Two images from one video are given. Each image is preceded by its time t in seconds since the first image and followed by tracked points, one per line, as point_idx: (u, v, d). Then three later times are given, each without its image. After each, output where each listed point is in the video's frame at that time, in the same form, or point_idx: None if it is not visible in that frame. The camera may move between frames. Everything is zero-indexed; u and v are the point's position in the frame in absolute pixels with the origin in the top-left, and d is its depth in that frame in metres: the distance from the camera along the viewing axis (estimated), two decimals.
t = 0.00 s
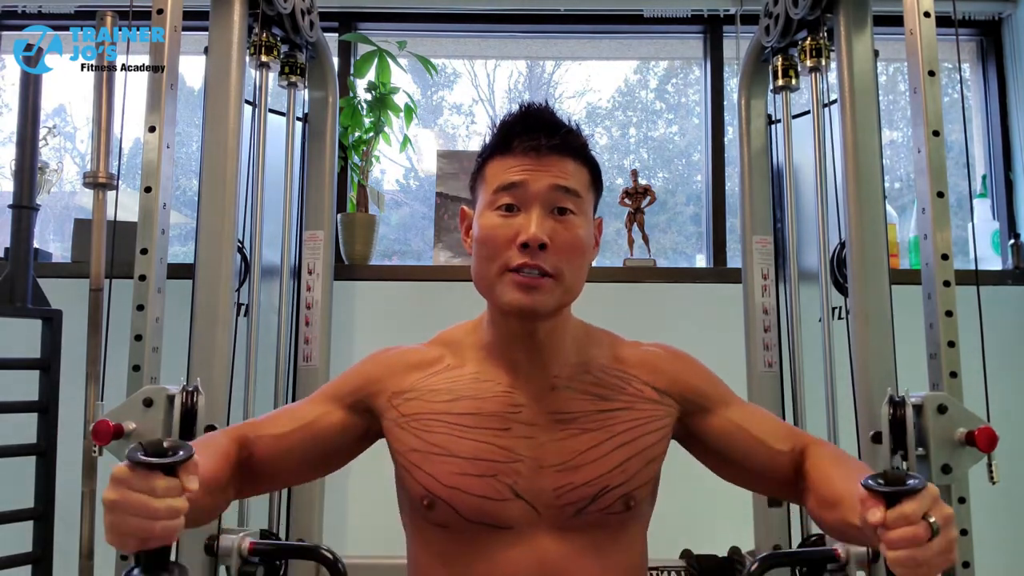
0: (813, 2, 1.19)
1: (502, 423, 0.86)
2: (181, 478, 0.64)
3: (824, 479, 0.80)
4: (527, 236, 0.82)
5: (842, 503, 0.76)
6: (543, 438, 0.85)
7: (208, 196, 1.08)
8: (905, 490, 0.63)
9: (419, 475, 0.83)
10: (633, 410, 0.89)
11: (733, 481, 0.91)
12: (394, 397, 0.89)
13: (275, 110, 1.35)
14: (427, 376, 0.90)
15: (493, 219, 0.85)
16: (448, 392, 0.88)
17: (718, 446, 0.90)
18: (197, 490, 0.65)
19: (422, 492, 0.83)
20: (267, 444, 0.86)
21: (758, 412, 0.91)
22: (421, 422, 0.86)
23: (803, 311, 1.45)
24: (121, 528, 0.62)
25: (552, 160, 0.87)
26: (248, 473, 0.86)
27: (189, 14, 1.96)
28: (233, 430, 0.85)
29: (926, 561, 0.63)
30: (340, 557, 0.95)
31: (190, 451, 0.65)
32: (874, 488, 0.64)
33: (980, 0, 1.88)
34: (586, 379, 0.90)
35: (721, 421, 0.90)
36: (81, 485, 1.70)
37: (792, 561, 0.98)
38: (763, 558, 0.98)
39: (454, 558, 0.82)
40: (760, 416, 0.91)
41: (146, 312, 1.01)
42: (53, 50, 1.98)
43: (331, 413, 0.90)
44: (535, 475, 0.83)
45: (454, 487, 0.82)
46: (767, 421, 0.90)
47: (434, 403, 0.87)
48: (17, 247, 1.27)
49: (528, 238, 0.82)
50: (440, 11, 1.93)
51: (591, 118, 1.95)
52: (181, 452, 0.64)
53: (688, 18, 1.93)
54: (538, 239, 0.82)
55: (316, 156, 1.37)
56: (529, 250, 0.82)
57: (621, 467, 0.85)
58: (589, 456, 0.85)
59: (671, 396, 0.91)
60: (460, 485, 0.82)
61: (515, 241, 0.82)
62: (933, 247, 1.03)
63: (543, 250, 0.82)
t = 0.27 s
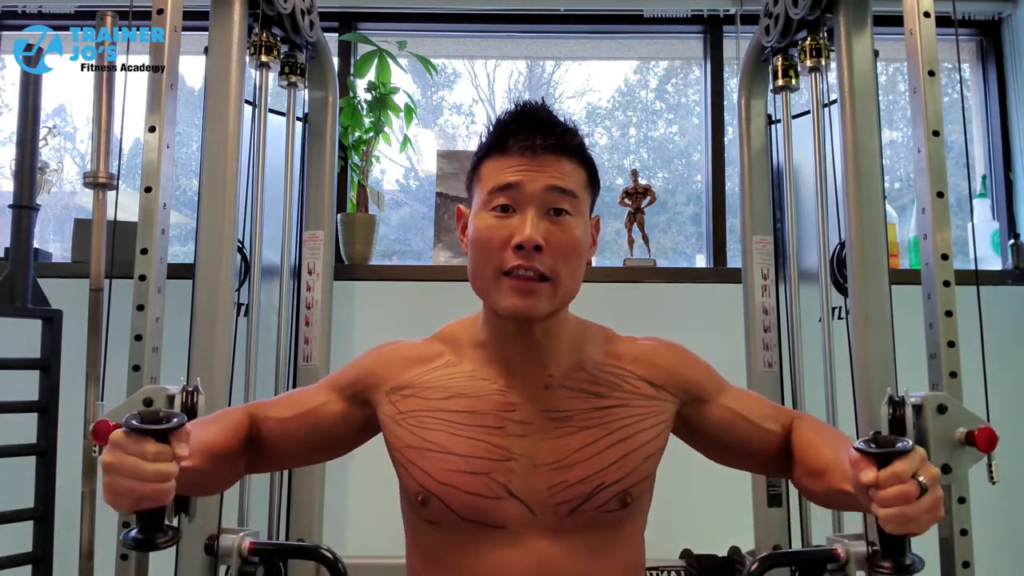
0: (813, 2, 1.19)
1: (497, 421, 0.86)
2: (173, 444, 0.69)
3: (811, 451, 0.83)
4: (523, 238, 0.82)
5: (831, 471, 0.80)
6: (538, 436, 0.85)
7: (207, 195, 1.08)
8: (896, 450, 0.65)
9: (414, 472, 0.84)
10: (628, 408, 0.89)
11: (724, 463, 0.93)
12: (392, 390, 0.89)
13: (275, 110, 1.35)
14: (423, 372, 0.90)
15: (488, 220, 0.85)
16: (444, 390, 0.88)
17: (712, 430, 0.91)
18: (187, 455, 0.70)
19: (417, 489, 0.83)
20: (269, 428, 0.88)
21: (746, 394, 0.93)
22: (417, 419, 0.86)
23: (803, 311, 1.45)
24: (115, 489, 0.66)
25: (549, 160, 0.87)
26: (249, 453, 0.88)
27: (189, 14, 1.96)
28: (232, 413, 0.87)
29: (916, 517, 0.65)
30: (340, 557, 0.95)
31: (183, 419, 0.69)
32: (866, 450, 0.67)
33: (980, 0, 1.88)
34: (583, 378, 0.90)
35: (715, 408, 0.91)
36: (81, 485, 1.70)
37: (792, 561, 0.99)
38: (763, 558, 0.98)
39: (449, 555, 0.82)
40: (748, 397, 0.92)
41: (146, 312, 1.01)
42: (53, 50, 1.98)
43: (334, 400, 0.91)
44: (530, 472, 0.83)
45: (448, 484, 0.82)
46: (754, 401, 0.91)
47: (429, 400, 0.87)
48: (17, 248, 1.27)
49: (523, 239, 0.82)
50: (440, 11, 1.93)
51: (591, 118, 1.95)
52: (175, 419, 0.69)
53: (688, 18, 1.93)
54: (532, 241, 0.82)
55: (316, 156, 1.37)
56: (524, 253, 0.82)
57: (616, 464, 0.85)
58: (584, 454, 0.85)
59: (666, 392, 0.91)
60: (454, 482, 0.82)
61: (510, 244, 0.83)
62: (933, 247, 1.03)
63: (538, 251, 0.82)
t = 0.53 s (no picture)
0: (813, 2, 1.19)
1: (496, 419, 0.86)
2: (184, 434, 0.69)
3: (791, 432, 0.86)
4: (523, 240, 0.82)
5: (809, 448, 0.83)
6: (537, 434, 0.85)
7: (207, 195, 1.08)
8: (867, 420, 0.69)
9: (413, 470, 0.83)
10: (627, 406, 0.89)
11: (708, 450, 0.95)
12: (393, 385, 0.89)
13: (275, 110, 1.35)
14: (423, 369, 0.90)
15: (488, 221, 0.85)
16: (444, 387, 0.88)
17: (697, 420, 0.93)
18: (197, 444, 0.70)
19: (416, 486, 0.83)
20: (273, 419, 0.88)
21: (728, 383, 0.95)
22: (416, 417, 0.86)
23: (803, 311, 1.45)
24: (129, 478, 0.67)
25: (549, 160, 0.87)
26: (255, 443, 0.88)
27: (189, 14, 1.96)
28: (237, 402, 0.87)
29: (889, 483, 0.69)
30: (340, 556, 0.95)
31: (193, 409, 0.70)
32: (841, 420, 0.70)
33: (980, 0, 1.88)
34: (582, 377, 0.90)
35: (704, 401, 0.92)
36: (81, 485, 1.70)
37: (792, 561, 0.99)
38: (763, 558, 0.98)
39: (447, 553, 0.82)
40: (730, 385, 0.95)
41: (146, 312, 1.01)
42: (53, 50, 1.97)
43: (337, 392, 0.91)
44: (529, 470, 0.83)
45: (447, 482, 0.82)
46: (736, 388, 0.94)
47: (429, 398, 0.87)
48: (17, 248, 1.27)
49: (524, 241, 0.82)
50: (440, 11, 1.93)
51: (591, 118, 1.95)
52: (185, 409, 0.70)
53: (688, 18, 1.93)
54: (533, 242, 0.82)
55: (316, 156, 1.37)
56: (525, 255, 0.82)
57: (615, 463, 0.85)
58: (584, 453, 0.85)
59: (664, 390, 0.92)
60: (453, 480, 0.82)
61: (510, 246, 0.83)
62: (933, 247, 1.03)
63: (538, 253, 0.82)
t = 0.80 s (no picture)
0: (813, 2, 1.19)
1: (496, 419, 0.85)
2: (172, 419, 0.70)
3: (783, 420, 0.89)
4: (521, 241, 0.82)
5: (802, 435, 0.86)
6: (537, 434, 0.85)
7: (207, 195, 1.08)
8: (865, 406, 0.73)
9: (412, 469, 0.83)
10: (627, 405, 0.89)
11: (696, 442, 0.97)
12: (393, 381, 0.89)
13: (274, 110, 1.35)
14: (422, 367, 0.90)
15: (486, 221, 0.85)
16: (443, 386, 0.88)
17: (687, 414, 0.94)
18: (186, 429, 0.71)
19: (414, 486, 0.83)
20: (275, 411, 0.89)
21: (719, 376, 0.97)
22: (416, 415, 0.86)
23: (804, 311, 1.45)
24: (122, 465, 0.67)
25: (548, 160, 0.87)
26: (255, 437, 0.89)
27: (189, 14, 1.96)
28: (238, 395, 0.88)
29: (885, 467, 0.72)
30: (340, 556, 0.95)
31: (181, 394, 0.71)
32: (840, 405, 0.74)
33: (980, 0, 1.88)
34: (582, 377, 0.90)
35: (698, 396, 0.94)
36: (81, 485, 1.70)
37: (792, 561, 0.99)
38: (763, 558, 0.98)
39: (446, 553, 0.82)
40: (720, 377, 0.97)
41: (146, 312, 1.01)
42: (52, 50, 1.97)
43: (340, 385, 0.91)
44: (529, 471, 0.83)
45: (446, 482, 0.82)
46: (725, 381, 0.96)
47: (428, 397, 0.87)
48: (17, 248, 1.27)
49: (522, 242, 0.82)
50: (440, 10, 1.93)
51: (591, 118, 1.95)
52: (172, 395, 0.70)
53: (688, 18, 1.93)
54: (531, 243, 0.81)
55: (316, 156, 1.36)
56: (523, 255, 0.82)
57: (615, 463, 0.85)
58: (583, 453, 0.85)
59: (662, 389, 0.92)
60: (452, 480, 0.82)
61: (508, 246, 0.82)
62: (933, 247, 1.03)
63: (536, 254, 0.82)
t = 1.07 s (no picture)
0: (813, 2, 1.18)
1: (494, 419, 0.85)
2: (160, 419, 0.71)
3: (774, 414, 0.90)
4: (518, 241, 0.82)
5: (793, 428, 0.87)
6: (535, 434, 0.85)
7: (207, 195, 1.08)
8: (863, 396, 0.74)
9: (410, 469, 0.83)
10: (625, 405, 0.89)
11: (687, 438, 0.98)
12: (393, 379, 0.89)
13: (275, 110, 1.35)
14: (422, 366, 0.90)
15: (482, 221, 0.85)
16: (442, 385, 0.88)
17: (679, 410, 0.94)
18: (174, 429, 0.71)
19: (412, 485, 0.83)
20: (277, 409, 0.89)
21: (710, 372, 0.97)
22: (414, 415, 0.86)
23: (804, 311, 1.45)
24: (114, 464, 0.69)
25: (545, 158, 0.87)
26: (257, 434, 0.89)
27: (189, 14, 1.96)
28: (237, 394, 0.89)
29: (881, 456, 0.73)
30: (340, 557, 0.95)
31: (168, 394, 0.72)
32: (839, 395, 0.75)
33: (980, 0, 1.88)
34: (581, 376, 0.90)
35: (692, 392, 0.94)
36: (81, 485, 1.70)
37: (792, 561, 0.99)
38: (763, 558, 0.98)
39: (443, 552, 0.82)
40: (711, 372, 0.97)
41: (146, 312, 1.01)
42: (53, 50, 1.97)
43: (342, 382, 0.91)
44: (528, 471, 0.83)
45: (444, 482, 0.82)
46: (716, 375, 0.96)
47: (427, 396, 0.87)
48: (17, 248, 1.27)
49: (518, 242, 0.82)
50: (440, 11, 1.93)
51: (591, 118, 1.95)
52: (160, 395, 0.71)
53: (687, 18, 1.93)
54: (528, 243, 0.81)
55: (316, 156, 1.37)
56: (519, 256, 0.82)
57: (614, 463, 0.85)
58: (582, 453, 0.85)
59: (659, 388, 0.92)
60: (450, 480, 0.82)
61: (503, 246, 0.83)
62: (933, 247, 1.03)
63: (533, 254, 0.82)
